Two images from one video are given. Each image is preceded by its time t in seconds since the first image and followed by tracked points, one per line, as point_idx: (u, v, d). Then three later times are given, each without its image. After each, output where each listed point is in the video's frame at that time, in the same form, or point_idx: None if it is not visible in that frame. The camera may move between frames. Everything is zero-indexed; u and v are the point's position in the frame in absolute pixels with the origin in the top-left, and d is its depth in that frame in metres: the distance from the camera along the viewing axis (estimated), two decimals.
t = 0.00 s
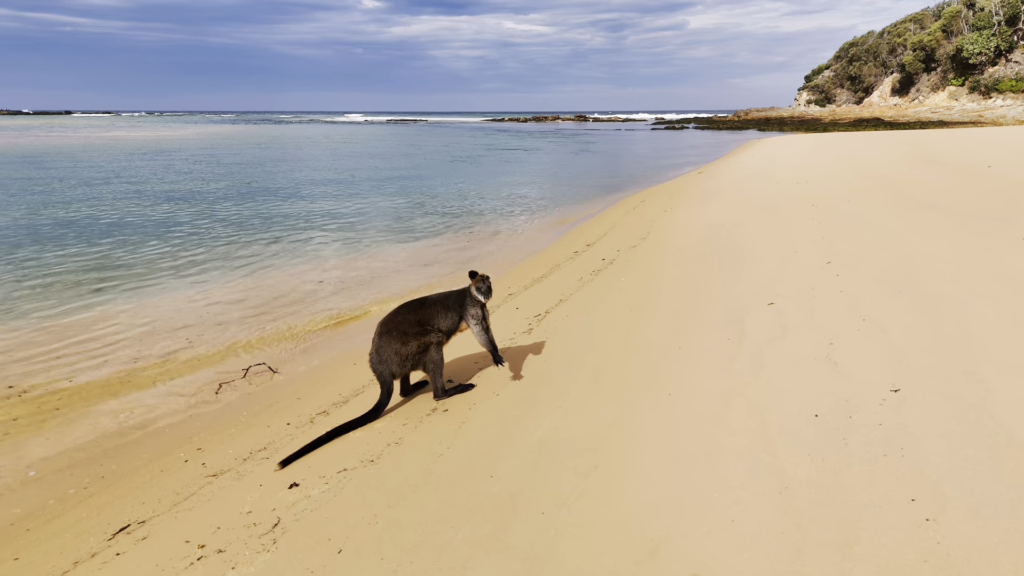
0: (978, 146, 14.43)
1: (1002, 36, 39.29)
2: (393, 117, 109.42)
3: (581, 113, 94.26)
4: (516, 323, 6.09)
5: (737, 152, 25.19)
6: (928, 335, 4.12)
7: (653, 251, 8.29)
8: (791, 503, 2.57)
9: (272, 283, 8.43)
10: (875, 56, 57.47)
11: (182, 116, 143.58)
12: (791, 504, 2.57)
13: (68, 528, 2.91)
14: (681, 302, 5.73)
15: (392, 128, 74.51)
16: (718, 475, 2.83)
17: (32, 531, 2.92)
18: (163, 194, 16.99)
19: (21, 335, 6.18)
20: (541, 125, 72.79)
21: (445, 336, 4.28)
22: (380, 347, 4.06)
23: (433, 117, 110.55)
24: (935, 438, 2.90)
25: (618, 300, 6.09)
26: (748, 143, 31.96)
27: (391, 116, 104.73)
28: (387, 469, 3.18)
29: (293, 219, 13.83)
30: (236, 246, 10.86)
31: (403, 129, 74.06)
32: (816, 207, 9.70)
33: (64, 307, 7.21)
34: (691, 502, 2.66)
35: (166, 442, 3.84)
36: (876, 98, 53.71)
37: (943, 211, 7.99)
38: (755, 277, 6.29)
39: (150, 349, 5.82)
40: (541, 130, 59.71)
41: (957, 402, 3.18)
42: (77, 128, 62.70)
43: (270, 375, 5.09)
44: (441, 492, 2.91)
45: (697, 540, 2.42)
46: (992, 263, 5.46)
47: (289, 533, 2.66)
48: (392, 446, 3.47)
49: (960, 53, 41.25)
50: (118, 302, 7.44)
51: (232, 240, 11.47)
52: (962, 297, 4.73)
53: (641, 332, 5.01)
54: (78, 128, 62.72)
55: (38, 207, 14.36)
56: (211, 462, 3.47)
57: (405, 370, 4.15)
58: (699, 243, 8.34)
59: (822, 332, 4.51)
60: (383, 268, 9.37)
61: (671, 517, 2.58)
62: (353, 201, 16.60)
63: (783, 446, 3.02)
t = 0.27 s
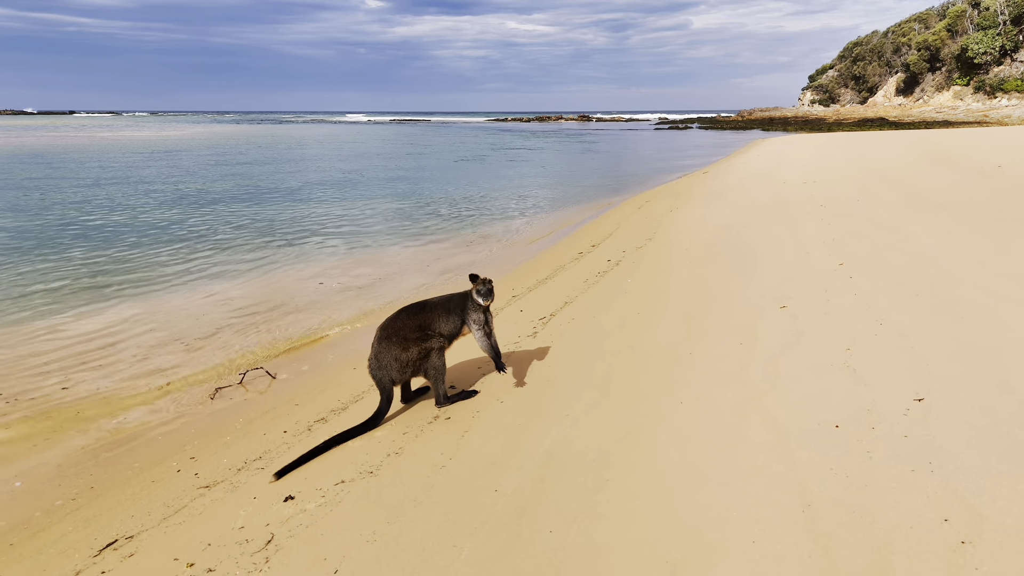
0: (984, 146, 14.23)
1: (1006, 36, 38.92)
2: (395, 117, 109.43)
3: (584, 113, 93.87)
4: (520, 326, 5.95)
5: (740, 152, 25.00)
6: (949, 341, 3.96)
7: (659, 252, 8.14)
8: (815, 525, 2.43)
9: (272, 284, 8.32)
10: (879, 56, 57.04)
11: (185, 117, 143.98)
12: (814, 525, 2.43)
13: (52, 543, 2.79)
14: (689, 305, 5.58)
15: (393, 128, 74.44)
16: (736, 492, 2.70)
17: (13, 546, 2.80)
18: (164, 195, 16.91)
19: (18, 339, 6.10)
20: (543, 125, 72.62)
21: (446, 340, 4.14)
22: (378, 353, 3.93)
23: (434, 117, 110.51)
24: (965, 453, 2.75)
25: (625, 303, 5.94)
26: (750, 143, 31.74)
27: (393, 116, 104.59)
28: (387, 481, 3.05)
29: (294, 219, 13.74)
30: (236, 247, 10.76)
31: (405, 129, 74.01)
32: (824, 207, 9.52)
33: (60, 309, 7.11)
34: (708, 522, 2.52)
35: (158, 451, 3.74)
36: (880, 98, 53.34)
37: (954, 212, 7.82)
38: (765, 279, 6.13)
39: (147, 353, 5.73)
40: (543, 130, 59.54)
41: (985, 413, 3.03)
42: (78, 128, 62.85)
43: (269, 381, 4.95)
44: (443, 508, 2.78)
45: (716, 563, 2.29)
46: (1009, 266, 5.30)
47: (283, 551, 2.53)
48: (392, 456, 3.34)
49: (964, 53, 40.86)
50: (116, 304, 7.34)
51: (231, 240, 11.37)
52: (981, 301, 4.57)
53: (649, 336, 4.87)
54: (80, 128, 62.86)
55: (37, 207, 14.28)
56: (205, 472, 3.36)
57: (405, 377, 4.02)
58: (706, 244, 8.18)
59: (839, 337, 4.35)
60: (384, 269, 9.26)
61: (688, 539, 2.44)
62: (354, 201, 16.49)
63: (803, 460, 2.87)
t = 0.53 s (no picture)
0: (996, 145, 13.97)
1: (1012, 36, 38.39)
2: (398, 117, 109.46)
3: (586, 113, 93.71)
4: (524, 329, 5.84)
5: (746, 151, 24.75)
6: (969, 346, 3.82)
7: (665, 253, 8.02)
8: (835, 547, 2.31)
9: (271, 287, 8.26)
10: (884, 55, 56.60)
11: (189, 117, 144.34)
12: (834, 547, 2.31)
13: (40, 558, 2.86)
14: (697, 308, 5.44)
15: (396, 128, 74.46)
16: (750, 509, 2.57)
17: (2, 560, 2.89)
18: (166, 195, 16.96)
19: (16, 343, 6.07)
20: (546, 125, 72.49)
21: (447, 346, 4.02)
22: (376, 359, 3.83)
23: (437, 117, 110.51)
24: (993, 466, 2.61)
25: (630, 306, 5.81)
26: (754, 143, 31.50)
27: (396, 116, 104.55)
28: (384, 494, 2.94)
29: (295, 220, 13.74)
30: (238, 248, 10.76)
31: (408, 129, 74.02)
32: (832, 208, 9.35)
33: (62, 311, 7.13)
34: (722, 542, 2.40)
35: (150, 463, 3.85)
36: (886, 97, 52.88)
37: (966, 212, 7.64)
38: (774, 281, 5.99)
39: (145, 359, 5.68)
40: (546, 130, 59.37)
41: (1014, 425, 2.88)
42: (83, 128, 63.13)
43: (267, 386, 5.00)
44: (443, 523, 2.66)
45: None
46: None
47: (274, 569, 2.45)
48: (391, 467, 3.22)
49: (970, 53, 40.38)
50: (116, 306, 7.34)
51: (233, 241, 11.38)
52: (1001, 304, 4.41)
53: (657, 340, 4.73)
54: (84, 129, 63.15)
55: (41, 208, 14.35)
56: (197, 485, 3.42)
57: (402, 385, 3.91)
58: (712, 244, 8.04)
59: (853, 342, 4.21)
60: (385, 271, 9.20)
61: (701, 559, 2.32)
62: (356, 201, 16.44)
63: (820, 475, 2.75)
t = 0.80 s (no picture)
0: (1004, 144, 13.76)
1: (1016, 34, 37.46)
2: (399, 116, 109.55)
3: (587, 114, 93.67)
4: (525, 326, 5.72)
5: (749, 151, 24.57)
6: (988, 342, 3.68)
7: (669, 250, 7.90)
8: (858, 551, 2.17)
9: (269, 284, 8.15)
10: (887, 55, 56.35)
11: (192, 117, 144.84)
12: (856, 551, 2.17)
13: (20, 560, 2.79)
14: (704, 305, 5.30)
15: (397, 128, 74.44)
16: (764, 512, 2.45)
17: None
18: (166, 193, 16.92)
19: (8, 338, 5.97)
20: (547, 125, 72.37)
21: (447, 341, 3.90)
22: (373, 355, 3.70)
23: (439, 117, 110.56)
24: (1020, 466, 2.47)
25: (634, 302, 5.69)
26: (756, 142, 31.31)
27: (398, 117, 104.51)
28: (380, 494, 2.82)
29: (295, 217, 13.66)
30: (236, 245, 10.69)
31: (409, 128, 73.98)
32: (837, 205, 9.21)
33: (57, 306, 7.06)
34: (736, 546, 2.27)
35: (139, 462, 3.78)
36: (889, 97, 52.54)
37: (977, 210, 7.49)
38: (781, 277, 5.86)
39: (138, 355, 5.57)
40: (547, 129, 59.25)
41: None
42: (85, 128, 63.31)
43: (262, 384, 4.90)
44: (442, 525, 2.54)
45: None
46: None
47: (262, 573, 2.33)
48: (387, 466, 3.10)
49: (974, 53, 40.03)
50: (112, 302, 7.27)
51: (231, 238, 11.30)
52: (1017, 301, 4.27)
53: (662, 338, 4.60)
54: (86, 128, 63.33)
55: (42, 205, 14.34)
56: (187, 486, 3.33)
57: (400, 381, 3.78)
58: (717, 242, 7.91)
59: (866, 338, 4.08)
60: (384, 268, 9.10)
61: (715, 564, 2.19)
62: (357, 200, 16.36)
63: (838, 476, 2.61)
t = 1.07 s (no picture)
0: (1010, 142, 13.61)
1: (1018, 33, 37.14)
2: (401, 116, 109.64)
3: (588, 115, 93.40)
4: (527, 324, 5.64)
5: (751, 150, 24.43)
6: (1001, 339, 3.59)
7: (672, 247, 7.82)
8: (874, 553, 2.09)
9: (268, 282, 8.09)
10: (888, 55, 56.08)
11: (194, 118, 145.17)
12: (872, 553, 2.09)
13: (9, 561, 2.73)
14: (709, 302, 5.22)
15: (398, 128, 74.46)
16: (776, 513, 2.37)
17: None
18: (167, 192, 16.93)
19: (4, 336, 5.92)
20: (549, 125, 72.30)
21: (448, 337, 3.83)
22: (373, 351, 3.62)
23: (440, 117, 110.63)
24: None
25: (638, 300, 5.61)
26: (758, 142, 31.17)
27: (399, 117, 104.43)
28: (379, 493, 2.75)
29: (296, 216, 13.63)
30: (237, 243, 10.66)
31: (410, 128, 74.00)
32: (843, 202, 9.07)
33: (56, 303, 7.04)
34: (747, 548, 2.19)
35: (135, 460, 3.72)
36: (891, 97, 52.29)
37: (984, 207, 7.37)
38: (787, 274, 5.77)
39: (134, 353, 5.51)
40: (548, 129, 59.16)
41: None
42: (86, 129, 63.49)
43: (261, 381, 4.84)
44: (443, 525, 2.47)
45: None
46: None
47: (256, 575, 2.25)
48: (387, 465, 3.03)
49: (977, 52, 39.76)
50: (111, 299, 7.24)
51: (232, 236, 11.27)
52: None
53: (667, 335, 4.52)
54: (87, 129, 63.51)
55: (43, 204, 14.36)
56: (182, 485, 3.27)
57: (401, 377, 3.71)
58: (721, 239, 7.82)
59: (876, 335, 3.99)
60: (385, 266, 9.05)
61: (725, 565, 2.12)
62: (358, 199, 16.32)
63: (851, 475, 2.53)
